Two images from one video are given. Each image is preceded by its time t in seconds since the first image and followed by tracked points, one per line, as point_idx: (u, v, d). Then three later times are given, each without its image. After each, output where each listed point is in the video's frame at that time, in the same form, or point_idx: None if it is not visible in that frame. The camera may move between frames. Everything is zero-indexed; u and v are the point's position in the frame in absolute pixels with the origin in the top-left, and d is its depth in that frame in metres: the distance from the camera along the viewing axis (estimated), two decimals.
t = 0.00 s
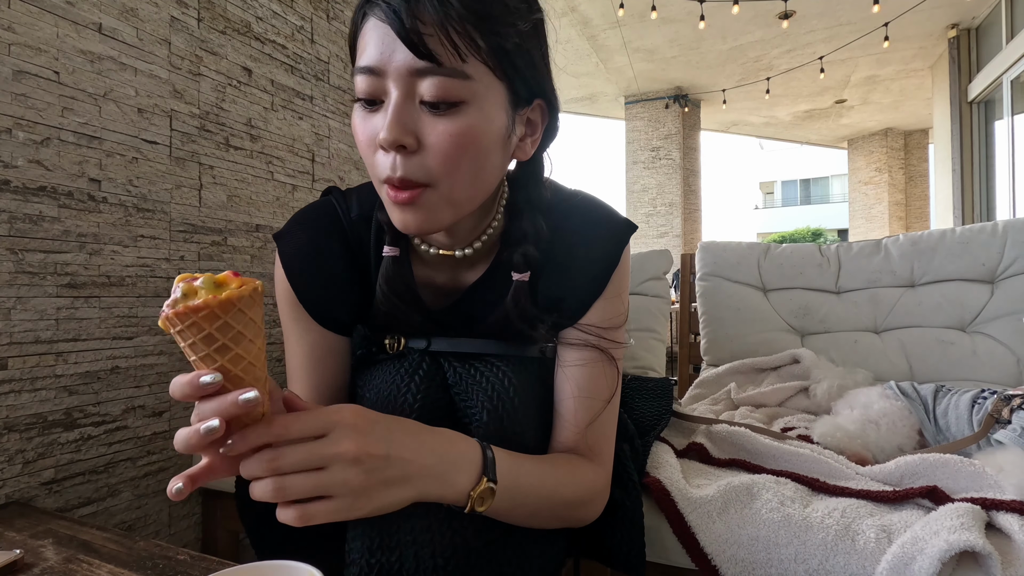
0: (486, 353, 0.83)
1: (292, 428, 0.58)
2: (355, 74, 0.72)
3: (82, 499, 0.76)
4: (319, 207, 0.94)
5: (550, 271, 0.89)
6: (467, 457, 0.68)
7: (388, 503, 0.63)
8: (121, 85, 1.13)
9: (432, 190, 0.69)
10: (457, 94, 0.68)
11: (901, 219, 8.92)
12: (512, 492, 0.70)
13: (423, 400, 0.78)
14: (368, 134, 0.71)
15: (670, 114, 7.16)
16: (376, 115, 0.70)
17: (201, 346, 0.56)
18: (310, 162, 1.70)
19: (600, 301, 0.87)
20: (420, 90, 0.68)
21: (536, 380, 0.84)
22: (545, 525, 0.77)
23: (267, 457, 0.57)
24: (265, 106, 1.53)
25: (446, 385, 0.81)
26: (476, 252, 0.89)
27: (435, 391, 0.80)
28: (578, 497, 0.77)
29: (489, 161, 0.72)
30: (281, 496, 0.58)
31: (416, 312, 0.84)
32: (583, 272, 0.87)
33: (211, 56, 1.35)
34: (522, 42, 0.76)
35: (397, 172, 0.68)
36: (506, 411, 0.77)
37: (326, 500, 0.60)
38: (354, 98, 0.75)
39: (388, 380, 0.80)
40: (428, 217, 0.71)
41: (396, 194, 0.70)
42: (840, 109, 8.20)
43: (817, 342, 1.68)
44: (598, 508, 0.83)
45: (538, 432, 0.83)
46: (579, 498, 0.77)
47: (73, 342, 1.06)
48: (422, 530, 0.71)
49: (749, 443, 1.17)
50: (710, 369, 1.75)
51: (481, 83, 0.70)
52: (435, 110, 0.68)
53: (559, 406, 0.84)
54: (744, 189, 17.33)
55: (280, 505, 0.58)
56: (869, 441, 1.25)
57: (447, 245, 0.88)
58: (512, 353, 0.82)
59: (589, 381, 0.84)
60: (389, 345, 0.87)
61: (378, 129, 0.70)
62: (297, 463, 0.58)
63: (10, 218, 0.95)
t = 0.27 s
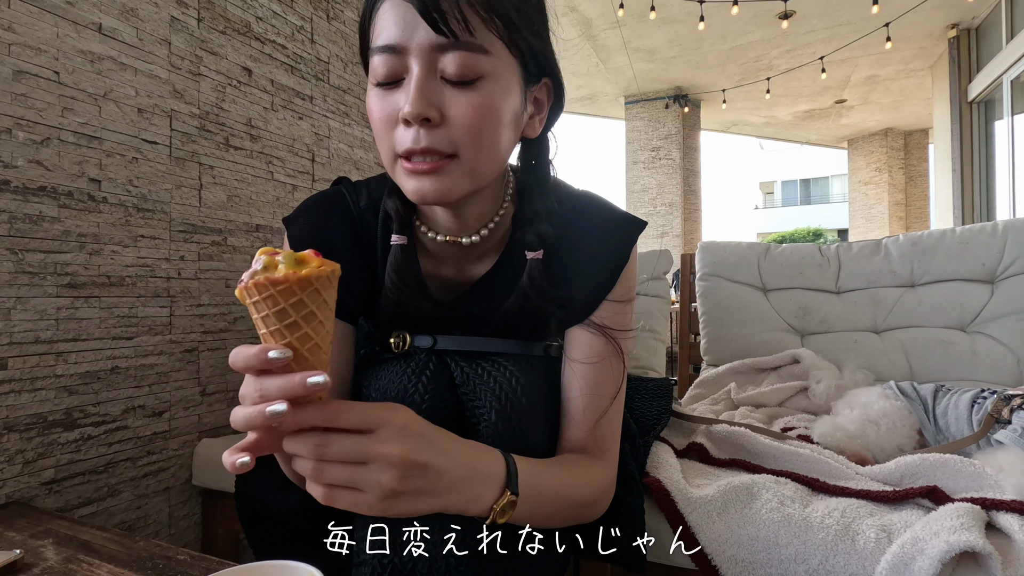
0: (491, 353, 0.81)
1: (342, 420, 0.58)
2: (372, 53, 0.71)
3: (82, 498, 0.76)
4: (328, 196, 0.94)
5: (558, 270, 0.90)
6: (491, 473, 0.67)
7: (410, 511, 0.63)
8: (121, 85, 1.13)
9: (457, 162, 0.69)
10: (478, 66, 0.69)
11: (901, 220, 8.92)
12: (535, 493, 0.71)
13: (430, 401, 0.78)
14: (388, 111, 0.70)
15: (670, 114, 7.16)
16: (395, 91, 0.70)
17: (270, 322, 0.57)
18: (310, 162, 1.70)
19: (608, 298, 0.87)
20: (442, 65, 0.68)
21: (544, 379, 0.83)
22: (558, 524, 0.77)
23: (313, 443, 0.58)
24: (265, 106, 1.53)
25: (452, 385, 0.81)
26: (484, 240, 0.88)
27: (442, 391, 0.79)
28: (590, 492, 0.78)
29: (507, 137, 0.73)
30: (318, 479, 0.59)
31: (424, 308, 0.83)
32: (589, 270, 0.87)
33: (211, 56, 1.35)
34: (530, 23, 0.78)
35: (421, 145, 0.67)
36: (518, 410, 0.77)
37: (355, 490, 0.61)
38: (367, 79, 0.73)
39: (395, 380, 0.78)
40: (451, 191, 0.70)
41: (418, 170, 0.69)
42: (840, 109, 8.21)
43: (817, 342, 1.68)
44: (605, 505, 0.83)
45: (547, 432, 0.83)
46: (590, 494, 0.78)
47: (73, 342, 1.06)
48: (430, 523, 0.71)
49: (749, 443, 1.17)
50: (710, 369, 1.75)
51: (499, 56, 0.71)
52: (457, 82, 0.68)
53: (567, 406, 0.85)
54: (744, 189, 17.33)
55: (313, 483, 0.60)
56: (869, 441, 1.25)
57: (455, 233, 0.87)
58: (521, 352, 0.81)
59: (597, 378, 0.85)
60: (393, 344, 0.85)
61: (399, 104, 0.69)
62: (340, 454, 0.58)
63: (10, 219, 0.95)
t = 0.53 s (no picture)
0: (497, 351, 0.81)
1: (416, 372, 0.58)
2: (387, 43, 0.70)
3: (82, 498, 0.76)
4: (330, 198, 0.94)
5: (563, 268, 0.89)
6: (525, 449, 0.68)
7: (459, 480, 0.62)
8: (121, 85, 1.13)
9: (483, 147, 0.69)
10: (500, 55, 0.71)
11: (901, 220, 8.92)
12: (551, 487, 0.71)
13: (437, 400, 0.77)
14: (411, 98, 0.69)
15: (670, 114, 7.16)
16: (418, 79, 0.69)
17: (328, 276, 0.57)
18: (310, 162, 1.70)
19: (615, 295, 0.87)
20: (465, 50, 0.69)
21: (551, 377, 0.83)
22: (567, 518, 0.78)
23: (387, 394, 0.57)
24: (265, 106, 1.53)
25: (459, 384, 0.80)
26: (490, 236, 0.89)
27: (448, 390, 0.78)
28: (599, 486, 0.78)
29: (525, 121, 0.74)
30: (384, 435, 0.58)
31: (432, 308, 0.83)
32: (594, 268, 0.87)
33: (211, 56, 1.35)
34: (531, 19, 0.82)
35: (451, 131, 0.67)
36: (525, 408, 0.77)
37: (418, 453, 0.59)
38: (381, 68, 0.72)
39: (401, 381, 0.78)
40: (477, 176, 0.70)
41: (447, 156, 0.68)
42: (840, 109, 8.21)
43: (817, 342, 1.68)
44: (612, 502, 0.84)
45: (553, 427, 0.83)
46: (601, 490, 0.78)
47: (73, 342, 1.06)
48: (431, 522, 0.71)
49: (750, 443, 1.17)
50: (710, 369, 1.75)
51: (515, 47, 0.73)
52: (481, 69, 0.70)
53: (574, 403, 0.85)
54: (744, 189, 17.33)
55: (375, 443, 0.58)
56: (869, 441, 1.25)
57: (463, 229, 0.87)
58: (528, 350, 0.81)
59: (604, 374, 0.85)
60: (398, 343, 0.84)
61: (423, 91, 0.68)
62: (411, 411, 0.58)
63: (10, 219, 0.95)
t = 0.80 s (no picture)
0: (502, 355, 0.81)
1: (484, 361, 0.57)
2: (380, 81, 0.69)
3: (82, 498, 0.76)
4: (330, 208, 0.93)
5: (566, 278, 0.89)
6: (553, 447, 0.69)
7: (509, 474, 0.62)
8: (121, 85, 1.13)
9: (478, 190, 0.69)
10: (497, 92, 0.68)
11: (901, 220, 8.93)
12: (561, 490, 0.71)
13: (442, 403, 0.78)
14: (405, 141, 0.68)
15: (670, 114, 7.16)
16: (413, 120, 0.68)
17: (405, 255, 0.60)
18: (310, 162, 1.70)
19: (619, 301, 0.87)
20: (460, 89, 0.67)
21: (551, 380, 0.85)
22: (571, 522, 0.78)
23: (455, 380, 0.57)
24: (266, 106, 1.53)
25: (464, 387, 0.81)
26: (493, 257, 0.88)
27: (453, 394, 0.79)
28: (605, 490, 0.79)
29: (525, 155, 0.73)
30: (448, 424, 0.57)
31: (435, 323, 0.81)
32: (596, 277, 0.87)
33: (211, 56, 1.35)
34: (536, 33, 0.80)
35: (445, 176, 0.66)
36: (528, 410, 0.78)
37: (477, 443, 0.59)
38: (376, 105, 0.71)
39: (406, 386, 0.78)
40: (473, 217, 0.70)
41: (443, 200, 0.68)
42: (840, 109, 8.21)
43: (817, 342, 1.68)
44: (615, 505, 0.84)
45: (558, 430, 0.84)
46: (606, 494, 0.79)
47: (73, 342, 1.06)
48: (431, 523, 0.71)
49: (749, 443, 1.17)
50: (710, 369, 1.75)
51: (514, 80, 0.71)
52: (477, 108, 0.68)
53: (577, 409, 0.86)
54: (744, 189, 17.33)
55: (438, 431, 0.57)
56: (869, 441, 1.25)
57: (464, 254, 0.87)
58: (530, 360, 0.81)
59: (608, 379, 0.86)
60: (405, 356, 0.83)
61: (418, 134, 0.67)
62: (474, 404, 0.58)
63: (10, 219, 0.95)
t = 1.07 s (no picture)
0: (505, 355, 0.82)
1: (456, 390, 0.57)
2: (375, 109, 0.69)
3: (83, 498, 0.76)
4: (331, 209, 0.93)
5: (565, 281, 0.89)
6: (545, 464, 0.69)
7: (489, 497, 0.63)
8: (121, 85, 1.13)
9: (477, 214, 0.70)
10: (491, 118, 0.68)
11: (901, 220, 8.92)
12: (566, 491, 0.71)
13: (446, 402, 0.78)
14: (402, 169, 0.69)
15: (670, 114, 7.16)
16: (408, 149, 0.68)
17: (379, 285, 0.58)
18: (310, 162, 1.70)
19: (618, 306, 0.88)
20: (453, 116, 0.67)
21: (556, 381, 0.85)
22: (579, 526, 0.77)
23: (425, 412, 0.58)
24: (266, 106, 1.53)
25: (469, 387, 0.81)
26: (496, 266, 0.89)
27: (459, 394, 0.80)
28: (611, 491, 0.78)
29: (521, 176, 0.73)
30: (421, 452, 0.59)
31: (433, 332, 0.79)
32: (595, 282, 0.88)
33: (211, 56, 1.35)
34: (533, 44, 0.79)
35: (442, 203, 0.67)
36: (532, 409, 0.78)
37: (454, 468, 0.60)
38: (372, 132, 0.71)
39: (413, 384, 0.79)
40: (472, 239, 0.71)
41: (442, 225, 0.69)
42: (840, 109, 8.21)
43: (817, 342, 1.68)
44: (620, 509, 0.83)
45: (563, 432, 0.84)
46: (608, 499, 0.78)
47: (73, 342, 1.06)
48: (432, 523, 0.71)
49: (749, 443, 1.17)
50: (710, 369, 1.75)
51: (509, 104, 0.70)
52: (471, 135, 0.68)
53: (579, 412, 0.85)
54: (744, 189, 17.33)
55: (411, 458, 0.59)
56: (869, 441, 1.25)
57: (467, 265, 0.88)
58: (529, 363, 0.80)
59: (611, 380, 0.85)
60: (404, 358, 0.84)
61: (414, 163, 0.68)
62: (446, 433, 0.59)
63: (10, 218, 0.95)
